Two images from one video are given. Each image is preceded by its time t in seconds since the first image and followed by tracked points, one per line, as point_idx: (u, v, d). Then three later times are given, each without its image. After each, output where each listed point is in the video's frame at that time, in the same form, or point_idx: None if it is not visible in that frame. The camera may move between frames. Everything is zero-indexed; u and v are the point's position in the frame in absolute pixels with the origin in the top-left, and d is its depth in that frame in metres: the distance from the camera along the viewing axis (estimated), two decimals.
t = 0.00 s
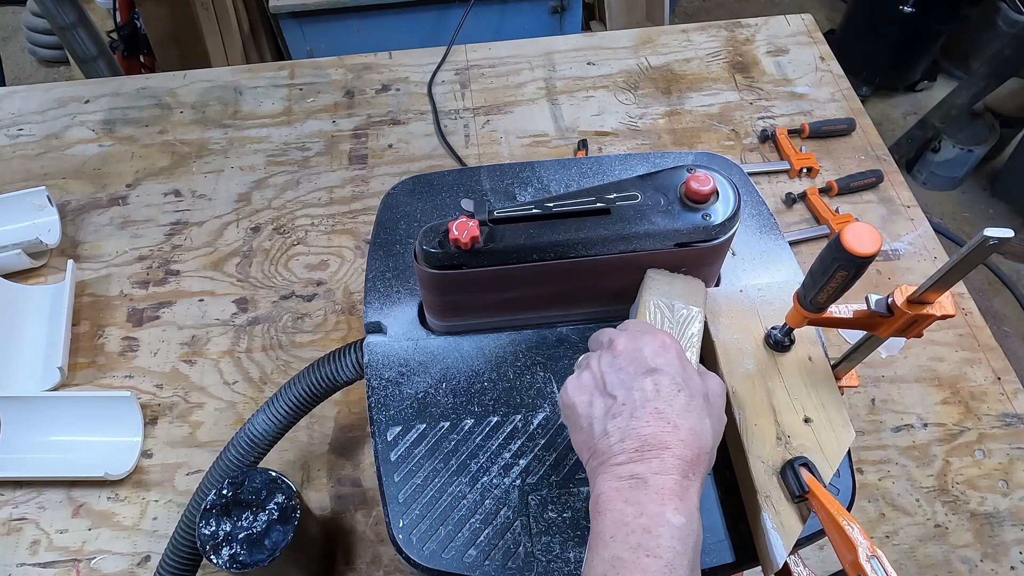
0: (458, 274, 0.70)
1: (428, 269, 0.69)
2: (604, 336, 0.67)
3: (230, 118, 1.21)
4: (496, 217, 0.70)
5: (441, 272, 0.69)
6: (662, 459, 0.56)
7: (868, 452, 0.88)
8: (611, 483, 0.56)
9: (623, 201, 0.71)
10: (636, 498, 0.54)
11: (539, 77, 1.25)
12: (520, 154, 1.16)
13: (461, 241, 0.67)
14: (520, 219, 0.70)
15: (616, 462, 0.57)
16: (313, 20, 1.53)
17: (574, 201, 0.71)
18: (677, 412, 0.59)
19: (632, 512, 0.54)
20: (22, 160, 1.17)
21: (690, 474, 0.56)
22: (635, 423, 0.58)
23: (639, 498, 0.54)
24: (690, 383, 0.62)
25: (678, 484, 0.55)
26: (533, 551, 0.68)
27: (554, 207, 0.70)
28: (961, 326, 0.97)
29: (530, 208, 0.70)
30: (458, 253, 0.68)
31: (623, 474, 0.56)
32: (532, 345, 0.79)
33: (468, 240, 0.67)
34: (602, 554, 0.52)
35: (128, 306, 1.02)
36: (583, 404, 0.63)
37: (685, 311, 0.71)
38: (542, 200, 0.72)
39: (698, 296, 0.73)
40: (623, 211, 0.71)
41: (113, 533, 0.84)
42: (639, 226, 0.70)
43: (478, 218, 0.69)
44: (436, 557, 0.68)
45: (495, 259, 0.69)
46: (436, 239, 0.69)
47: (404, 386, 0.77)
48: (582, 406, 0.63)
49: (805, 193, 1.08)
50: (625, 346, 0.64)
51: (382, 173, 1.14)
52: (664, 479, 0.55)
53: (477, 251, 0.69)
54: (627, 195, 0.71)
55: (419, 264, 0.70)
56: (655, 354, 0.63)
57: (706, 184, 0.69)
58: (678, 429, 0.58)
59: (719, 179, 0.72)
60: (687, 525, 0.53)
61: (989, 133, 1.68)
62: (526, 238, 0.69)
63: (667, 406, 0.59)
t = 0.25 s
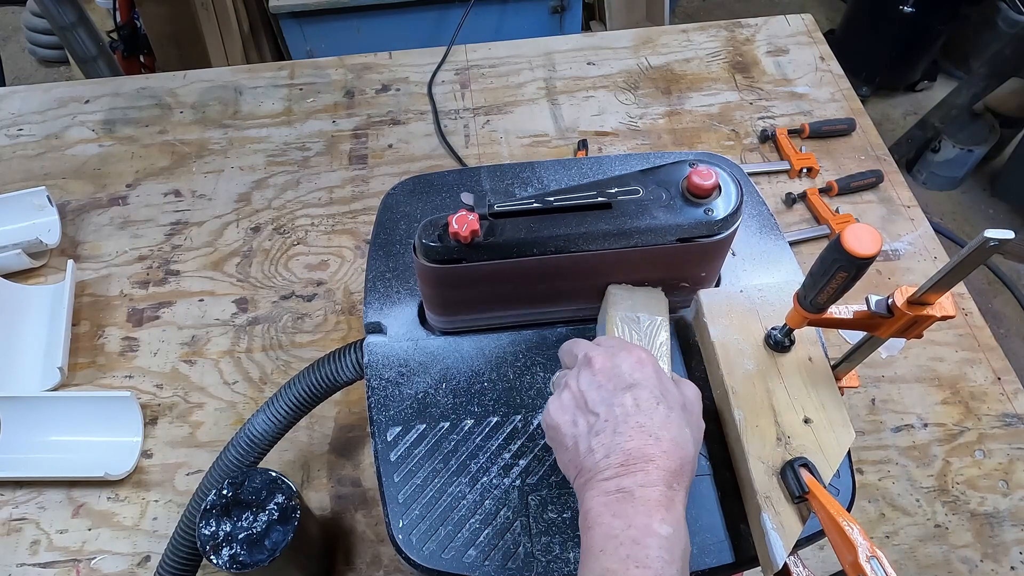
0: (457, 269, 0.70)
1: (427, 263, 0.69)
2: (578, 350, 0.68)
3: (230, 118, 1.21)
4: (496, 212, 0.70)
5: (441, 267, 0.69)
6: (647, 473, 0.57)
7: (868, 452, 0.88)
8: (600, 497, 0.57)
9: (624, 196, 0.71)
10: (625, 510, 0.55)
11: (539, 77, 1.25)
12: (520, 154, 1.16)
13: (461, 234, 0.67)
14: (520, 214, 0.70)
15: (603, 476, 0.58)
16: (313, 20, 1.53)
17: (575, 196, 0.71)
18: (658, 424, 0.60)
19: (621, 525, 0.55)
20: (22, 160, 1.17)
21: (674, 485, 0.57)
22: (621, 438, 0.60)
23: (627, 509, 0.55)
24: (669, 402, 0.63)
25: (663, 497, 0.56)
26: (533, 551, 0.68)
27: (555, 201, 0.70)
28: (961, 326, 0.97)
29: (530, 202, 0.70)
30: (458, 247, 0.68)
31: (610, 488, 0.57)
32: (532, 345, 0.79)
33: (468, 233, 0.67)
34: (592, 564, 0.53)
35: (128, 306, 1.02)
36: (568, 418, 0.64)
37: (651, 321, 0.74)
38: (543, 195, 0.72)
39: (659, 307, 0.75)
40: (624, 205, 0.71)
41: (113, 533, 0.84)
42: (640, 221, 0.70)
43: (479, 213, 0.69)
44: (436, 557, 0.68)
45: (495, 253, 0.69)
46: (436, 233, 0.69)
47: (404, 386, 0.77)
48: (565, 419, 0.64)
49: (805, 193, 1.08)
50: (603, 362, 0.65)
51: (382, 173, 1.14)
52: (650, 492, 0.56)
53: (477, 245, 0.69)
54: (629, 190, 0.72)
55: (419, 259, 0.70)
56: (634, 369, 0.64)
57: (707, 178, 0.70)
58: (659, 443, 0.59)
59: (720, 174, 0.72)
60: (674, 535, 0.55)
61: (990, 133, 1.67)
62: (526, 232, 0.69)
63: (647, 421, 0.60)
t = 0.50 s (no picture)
0: (457, 270, 0.70)
1: (427, 265, 0.69)
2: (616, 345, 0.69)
3: (230, 118, 1.21)
4: (496, 214, 0.70)
5: (441, 268, 0.69)
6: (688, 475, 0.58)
7: (868, 452, 0.88)
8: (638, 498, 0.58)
9: (624, 197, 0.71)
10: (662, 510, 0.57)
11: (539, 77, 1.25)
12: (520, 154, 1.16)
13: (461, 237, 0.67)
14: (520, 215, 0.70)
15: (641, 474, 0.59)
16: (313, 20, 1.53)
17: (575, 198, 0.71)
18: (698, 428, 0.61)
19: (661, 522, 0.56)
20: (22, 160, 1.17)
21: (712, 487, 0.59)
22: (662, 437, 0.61)
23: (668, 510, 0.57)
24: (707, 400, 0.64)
25: (702, 498, 0.57)
26: (533, 551, 0.68)
27: (555, 203, 0.70)
28: (961, 326, 0.97)
29: (530, 204, 0.70)
30: (458, 249, 0.68)
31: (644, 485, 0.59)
32: (532, 345, 0.79)
33: (468, 236, 0.67)
34: (633, 562, 0.55)
35: (128, 306, 1.02)
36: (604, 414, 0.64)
37: (691, 322, 0.73)
38: (542, 196, 0.72)
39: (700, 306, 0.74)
40: (624, 207, 0.71)
41: (113, 533, 0.84)
42: (640, 223, 0.70)
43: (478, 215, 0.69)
44: (436, 557, 0.68)
45: (495, 255, 0.69)
46: (436, 235, 0.69)
47: (404, 386, 0.77)
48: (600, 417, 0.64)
49: (805, 193, 1.08)
50: (644, 362, 0.65)
51: (382, 173, 1.14)
52: (690, 493, 0.57)
53: (477, 247, 0.69)
54: (629, 191, 0.71)
55: (419, 261, 0.70)
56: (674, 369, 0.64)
57: (707, 180, 0.70)
58: (701, 445, 0.60)
59: (719, 175, 0.72)
60: (713, 535, 0.56)
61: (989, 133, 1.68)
62: (526, 234, 0.69)
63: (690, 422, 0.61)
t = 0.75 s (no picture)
0: (458, 270, 0.70)
1: (427, 265, 0.69)
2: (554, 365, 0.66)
3: (230, 118, 1.21)
4: (497, 214, 0.70)
5: (441, 269, 0.69)
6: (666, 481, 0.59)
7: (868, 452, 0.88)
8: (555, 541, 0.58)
9: (624, 198, 0.71)
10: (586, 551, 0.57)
11: (539, 77, 1.25)
12: (520, 154, 1.16)
13: (461, 237, 0.67)
14: (520, 216, 0.70)
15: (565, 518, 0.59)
16: (313, 20, 1.53)
17: (575, 198, 0.71)
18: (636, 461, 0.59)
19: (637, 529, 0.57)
20: (22, 160, 1.17)
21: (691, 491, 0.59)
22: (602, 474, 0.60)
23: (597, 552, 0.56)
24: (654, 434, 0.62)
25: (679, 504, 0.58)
26: (534, 553, 0.68)
27: (555, 203, 0.70)
28: (961, 326, 0.97)
29: (530, 204, 0.70)
30: (458, 249, 0.68)
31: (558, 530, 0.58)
32: (532, 346, 0.79)
33: (468, 236, 0.67)
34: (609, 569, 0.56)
35: (128, 306, 1.02)
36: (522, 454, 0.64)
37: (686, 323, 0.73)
38: (543, 197, 0.72)
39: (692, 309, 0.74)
40: (624, 207, 0.71)
41: (113, 532, 0.84)
42: (640, 223, 0.70)
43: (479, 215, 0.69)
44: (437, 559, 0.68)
45: (495, 255, 0.69)
46: (436, 235, 0.69)
47: (404, 386, 0.77)
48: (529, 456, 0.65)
49: (805, 193, 1.08)
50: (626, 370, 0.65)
51: (382, 173, 1.14)
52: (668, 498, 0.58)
53: (478, 247, 0.69)
54: (629, 192, 0.72)
55: (419, 261, 0.70)
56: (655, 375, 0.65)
57: (706, 180, 0.70)
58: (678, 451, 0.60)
59: (719, 176, 0.72)
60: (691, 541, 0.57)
61: (989, 134, 1.68)
62: (526, 234, 0.69)
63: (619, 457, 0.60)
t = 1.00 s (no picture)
0: (458, 271, 0.70)
1: (427, 265, 0.69)
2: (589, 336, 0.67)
3: (230, 118, 1.21)
4: (497, 214, 0.70)
5: (441, 269, 0.69)
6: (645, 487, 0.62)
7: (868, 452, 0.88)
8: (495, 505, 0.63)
9: (624, 198, 0.71)
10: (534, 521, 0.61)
11: (539, 77, 1.25)
12: (520, 155, 1.16)
13: (461, 237, 0.67)
14: (520, 216, 0.70)
15: (525, 489, 0.62)
16: (313, 20, 1.53)
17: (576, 198, 0.71)
18: (621, 436, 0.61)
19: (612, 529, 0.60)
20: (22, 160, 1.16)
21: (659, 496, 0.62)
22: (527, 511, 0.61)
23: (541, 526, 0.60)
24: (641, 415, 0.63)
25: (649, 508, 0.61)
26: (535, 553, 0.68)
27: (555, 204, 0.70)
28: (961, 326, 0.97)
29: (530, 204, 0.70)
30: (459, 250, 0.68)
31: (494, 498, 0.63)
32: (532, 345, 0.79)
33: (469, 236, 0.67)
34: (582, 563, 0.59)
35: (128, 306, 1.02)
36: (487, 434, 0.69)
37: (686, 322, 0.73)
38: (543, 197, 0.72)
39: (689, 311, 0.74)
40: (624, 208, 0.71)
41: (113, 532, 0.84)
42: (640, 224, 0.70)
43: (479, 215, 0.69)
44: (437, 559, 0.68)
45: (495, 256, 0.69)
46: (436, 236, 0.69)
47: (404, 386, 0.77)
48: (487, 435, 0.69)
49: (805, 193, 1.08)
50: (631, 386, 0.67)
51: (382, 173, 1.14)
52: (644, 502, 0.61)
53: (477, 248, 0.69)
54: (629, 193, 0.72)
55: (419, 261, 0.70)
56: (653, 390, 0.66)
57: (706, 181, 0.70)
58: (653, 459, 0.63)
59: (719, 176, 0.72)
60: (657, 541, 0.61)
61: (989, 134, 1.68)
62: (526, 235, 0.69)
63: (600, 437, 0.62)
